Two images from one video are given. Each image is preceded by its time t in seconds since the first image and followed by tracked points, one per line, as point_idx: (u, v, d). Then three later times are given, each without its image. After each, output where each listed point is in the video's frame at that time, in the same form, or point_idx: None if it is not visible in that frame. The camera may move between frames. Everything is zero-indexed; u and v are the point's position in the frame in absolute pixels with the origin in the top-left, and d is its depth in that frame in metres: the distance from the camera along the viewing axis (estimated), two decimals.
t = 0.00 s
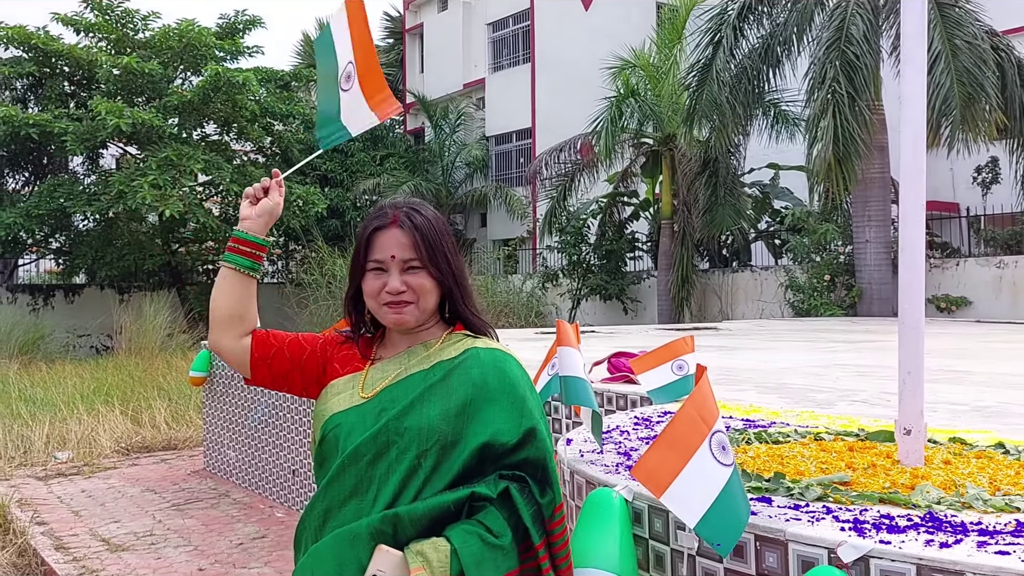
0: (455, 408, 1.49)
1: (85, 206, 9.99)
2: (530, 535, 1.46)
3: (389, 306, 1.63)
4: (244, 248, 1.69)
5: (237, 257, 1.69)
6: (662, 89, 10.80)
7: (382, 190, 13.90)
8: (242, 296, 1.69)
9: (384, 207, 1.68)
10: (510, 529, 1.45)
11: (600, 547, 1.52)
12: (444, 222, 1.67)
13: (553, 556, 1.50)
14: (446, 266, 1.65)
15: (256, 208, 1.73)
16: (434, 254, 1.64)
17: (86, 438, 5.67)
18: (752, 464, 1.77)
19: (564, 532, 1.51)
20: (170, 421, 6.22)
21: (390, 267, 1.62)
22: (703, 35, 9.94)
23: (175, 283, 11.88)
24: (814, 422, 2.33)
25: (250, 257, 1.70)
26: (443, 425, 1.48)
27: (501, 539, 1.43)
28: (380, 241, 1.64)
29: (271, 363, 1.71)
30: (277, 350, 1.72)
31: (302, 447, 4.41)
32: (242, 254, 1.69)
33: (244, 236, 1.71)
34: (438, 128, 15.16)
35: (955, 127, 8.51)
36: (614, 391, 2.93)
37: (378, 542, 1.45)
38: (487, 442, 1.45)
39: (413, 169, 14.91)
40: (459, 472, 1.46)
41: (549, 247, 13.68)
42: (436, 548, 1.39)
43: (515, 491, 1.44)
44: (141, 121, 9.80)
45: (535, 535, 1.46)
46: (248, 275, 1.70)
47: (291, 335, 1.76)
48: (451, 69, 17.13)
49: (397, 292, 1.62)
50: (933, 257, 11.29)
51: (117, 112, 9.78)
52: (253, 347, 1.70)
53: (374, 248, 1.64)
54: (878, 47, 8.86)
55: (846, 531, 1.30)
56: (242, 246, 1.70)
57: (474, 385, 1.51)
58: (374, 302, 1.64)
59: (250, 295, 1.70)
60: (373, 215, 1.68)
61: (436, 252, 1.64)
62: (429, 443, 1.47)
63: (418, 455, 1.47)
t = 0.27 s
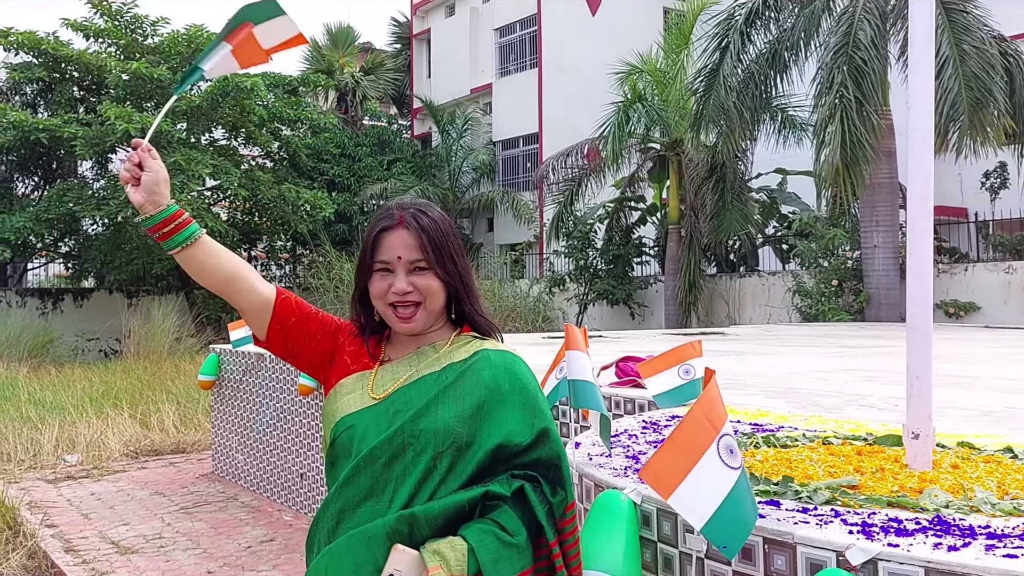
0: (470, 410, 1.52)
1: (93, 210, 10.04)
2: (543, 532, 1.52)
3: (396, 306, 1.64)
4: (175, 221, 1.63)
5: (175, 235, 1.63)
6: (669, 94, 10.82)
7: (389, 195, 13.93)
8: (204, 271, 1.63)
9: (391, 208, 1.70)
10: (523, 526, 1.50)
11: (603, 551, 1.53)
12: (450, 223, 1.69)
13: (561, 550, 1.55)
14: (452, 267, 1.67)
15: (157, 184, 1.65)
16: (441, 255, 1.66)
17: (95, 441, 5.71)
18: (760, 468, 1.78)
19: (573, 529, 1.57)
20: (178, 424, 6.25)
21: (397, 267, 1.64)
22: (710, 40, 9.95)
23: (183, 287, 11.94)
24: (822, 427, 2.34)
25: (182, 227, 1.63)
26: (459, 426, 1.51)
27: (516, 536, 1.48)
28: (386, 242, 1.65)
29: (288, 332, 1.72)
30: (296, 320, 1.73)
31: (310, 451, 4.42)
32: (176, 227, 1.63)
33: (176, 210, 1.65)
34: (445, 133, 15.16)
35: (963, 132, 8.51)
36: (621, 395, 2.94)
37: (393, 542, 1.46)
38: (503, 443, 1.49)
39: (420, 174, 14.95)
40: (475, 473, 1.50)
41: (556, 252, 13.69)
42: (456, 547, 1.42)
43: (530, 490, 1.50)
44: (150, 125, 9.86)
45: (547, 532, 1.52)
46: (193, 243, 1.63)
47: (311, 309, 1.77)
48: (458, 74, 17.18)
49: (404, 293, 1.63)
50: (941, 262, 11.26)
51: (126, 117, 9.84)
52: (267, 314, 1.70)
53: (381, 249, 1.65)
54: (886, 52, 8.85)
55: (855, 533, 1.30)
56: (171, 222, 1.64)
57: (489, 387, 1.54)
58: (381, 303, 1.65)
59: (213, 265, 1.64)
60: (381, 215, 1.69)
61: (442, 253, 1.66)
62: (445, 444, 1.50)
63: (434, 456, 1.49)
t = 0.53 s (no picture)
0: (481, 417, 1.52)
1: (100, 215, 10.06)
2: (557, 538, 1.51)
3: (403, 310, 1.65)
4: (168, 232, 1.69)
5: (168, 246, 1.68)
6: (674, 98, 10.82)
7: (395, 200, 13.95)
8: (198, 279, 1.68)
9: (398, 213, 1.70)
10: (537, 533, 1.50)
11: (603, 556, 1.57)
12: (457, 227, 1.70)
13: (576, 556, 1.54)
14: (460, 272, 1.68)
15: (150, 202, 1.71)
16: (448, 260, 1.66)
17: (101, 446, 5.72)
18: (765, 474, 1.78)
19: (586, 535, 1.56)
20: (184, 429, 6.26)
21: (405, 272, 1.65)
22: (715, 44, 9.94)
23: (190, 292, 11.98)
24: (828, 432, 2.33)
25: (174, 237, 1.68)
26: (470, 434, 1.51)
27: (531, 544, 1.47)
28: (394, 247, 1.65)
29: (291, 336, 1.74)
30: (299, 325, 1.75)
31: (316, 456, 4.43)
32: (169, 239, 1.68)
33: (169, 223, 1.71)
34: (451, 137, 15.18)
35: (970, 136, 8.51)
36: (627, 400, 2.94)
37: (407, 551, 1.45)
38: (515, 450, 1.49)
39: (426, 179, 14.98)
40: (487, 480, 1.49)
41: (562, 257, 13.69)
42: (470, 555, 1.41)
43: (543, 498, 1.49)
44: (155, 130, 9.88)
45: (563, 539, 1.51)
46: (183, 252, 1.68)
47: (316, 312, 1.78)
48: (463, 79, 17.21)
49: (411, 298, 1.64)
50: (948, 265, 11.23)
51: (132, 122, 9.87)
52: (269, 317, 1.74)
53: (389, 253, 1.66)
54: (892, 56, 8.83)
55: (860, 540, 1.30)
56: (167, 235, 1.69)
57: (499, 394, 1.54)
58: (388, 307, 1.66)
59: (205, 273, 1.68)
60: (388, 220, 1.70)
61: (449, 257, 1.66)
62: (457, 452, 1.50)
63: (446, 464, 1.49)
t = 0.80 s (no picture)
0: (491, 421, 1.52)
1: (105, 219, 10.10)
2: (565, 544, 1.51)
3: (413, 317, 1.65)
4: (178, 237, 1.69)
5: (178, 251, 1.69)
6: (679, 102, 10.82)
7: (399, 204, 13.97)
8: (208, 285, 1.69)
9: (408, 219, 1.71)
10: (545, 538, 1.50)
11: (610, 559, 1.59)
12: (467, 234, 1.70)
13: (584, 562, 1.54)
14: (470, 278, 1.68)
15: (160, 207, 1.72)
16: (458, 266, 1.67)
17: (106, 449, 5.73)
18: (770, 477, 1.77)
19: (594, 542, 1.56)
20: (188, 433, 6.27)
21: (414, 279, 1.65)
22: (720, 48, 9.95)
23: (194, 295, 12.01)
24: (833, 435, 2.32)
25: (183, 243, 1.69)
26: (480, 438, 1.51)
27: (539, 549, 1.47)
28: (404, 253, 1.66)
29: (299, 342, 1.75)
30: (308, 330, 1.75)
31: (320, 459, 4.43)
32: (180, 244, 1.69)
33: (179, 228, 1.71)
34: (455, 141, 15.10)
35: (975, 138, 8.50)
36: (631, 403, 2.93)
37: (415, 554, 1.45)
38: (524, 455, 1.50)
39: (430, 182, 15.00)
40: (496, 485, 1.49)
41: (566, 260, 13.70)
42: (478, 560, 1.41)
43: (552, 503, 1.50)
44: (160, 134, 9.91)
45: (570, 545, 1.51)
46: (193, 258, 1.68)
47: (325, 319, 1.79)
48: (468, 82, 17.23)
49: (421, 305, 1.64)
50: (953, 268, 11.20)
51: (137, 126, 9.90)
52: (278, 323, 1.74)
53: (398, 260, 1.66)
54: (897, 59, 8.81)
55: (866, 544, 1.30)
56: (179, 239, 1.70)
57: (509, 399, 1.54)
58: (398, 314, 1.66)
59: (215, 278, 1.69)
60: (398, 226, 1.70)
61: (459, 264, 1.67)
62: (467, 457, 1.49)
63: (456, 468, 1.49)
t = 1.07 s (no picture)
0: (499, 420, 1.52)
1: (109, 219, 10.12)
2: (573, 543, 1.52)
3: (422, 317, 1.66)
4: (189, 239, 1.70)
5: (189, 252, 1.69)
6: (682, 98, 10.81)
7: (403, 203, 13.97)
8: (218, 286, 1.69)
9: (415, 219, 1.71)
10: (553, 537, 1.50)
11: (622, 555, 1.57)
12: (474, 234, 1.70)
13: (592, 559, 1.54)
14: (478, 277, 1.68)
15: (170, 208, 1.73)
16: (465, 265, 1.67)
17: (112, 449, 5.75)
18: (777, 474, 1.78)
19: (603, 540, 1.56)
20: (194, 432, 6.29)
21: (423, 280, 1.65)
22: (723, 44, 9.93)
23: (199, 295, 12.04)
24: (838, 432, 2.33)
25: (195, 245, 1.70)
26: (488, 438, 1.51)
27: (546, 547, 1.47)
28: (412, 254, 1.66)
29: (310, 341, 1.75)
30: (318, 330, 1.76)
31: (326, 457, 4.44)
32: (191, 245, 1.70)
33: (190, 229, 1.72)
34: (458, 139, 15.12)
35: (979, 134, 8.48)
36: (636, 401, 2.94)
37: (423, 553, 1.46)
38: (533, 454, 1.50)
39: (433, 181, 15.01)
40: (503, 485, 1.50)
41: (570, 258, 13.69)
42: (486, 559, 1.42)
43: (560, 502, 1.50)
44: (164, 134, 9.93)
45: (579, 544, 1.52)
46: (204, 260, 1.69)
47: (335, 319, 1.79)
48: (470, 80, 17.22)
49: (430, 305, 1.64)
50: (958, 264, 11.18)
51: (140, 126, 9.91)
52: (289, 323, 1.75)
53: (407, 260, 1.67)
54: (901, 54, 8.79)
55: (874, 541, 1.30)
56: (189, 240, 1.70)
57: (518, 398, 1.55)
58: (407, 314, 1.67)
59: (225, 280, 1.70)
60: (405, 226, 1.70)
61: (467, 264, 1.67)
62: (475, 456, 1.50)
63: (464, 467, 1.50)
